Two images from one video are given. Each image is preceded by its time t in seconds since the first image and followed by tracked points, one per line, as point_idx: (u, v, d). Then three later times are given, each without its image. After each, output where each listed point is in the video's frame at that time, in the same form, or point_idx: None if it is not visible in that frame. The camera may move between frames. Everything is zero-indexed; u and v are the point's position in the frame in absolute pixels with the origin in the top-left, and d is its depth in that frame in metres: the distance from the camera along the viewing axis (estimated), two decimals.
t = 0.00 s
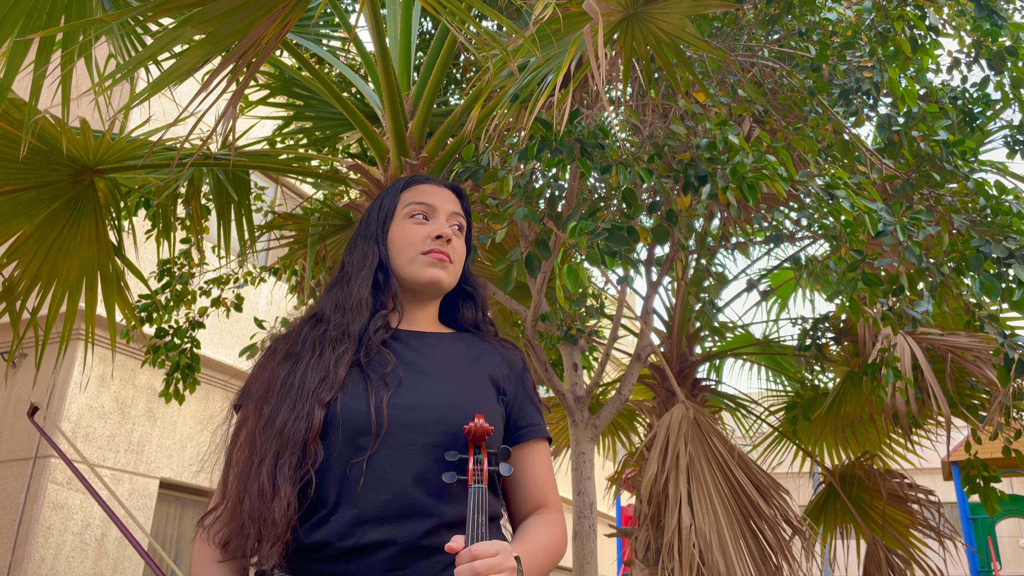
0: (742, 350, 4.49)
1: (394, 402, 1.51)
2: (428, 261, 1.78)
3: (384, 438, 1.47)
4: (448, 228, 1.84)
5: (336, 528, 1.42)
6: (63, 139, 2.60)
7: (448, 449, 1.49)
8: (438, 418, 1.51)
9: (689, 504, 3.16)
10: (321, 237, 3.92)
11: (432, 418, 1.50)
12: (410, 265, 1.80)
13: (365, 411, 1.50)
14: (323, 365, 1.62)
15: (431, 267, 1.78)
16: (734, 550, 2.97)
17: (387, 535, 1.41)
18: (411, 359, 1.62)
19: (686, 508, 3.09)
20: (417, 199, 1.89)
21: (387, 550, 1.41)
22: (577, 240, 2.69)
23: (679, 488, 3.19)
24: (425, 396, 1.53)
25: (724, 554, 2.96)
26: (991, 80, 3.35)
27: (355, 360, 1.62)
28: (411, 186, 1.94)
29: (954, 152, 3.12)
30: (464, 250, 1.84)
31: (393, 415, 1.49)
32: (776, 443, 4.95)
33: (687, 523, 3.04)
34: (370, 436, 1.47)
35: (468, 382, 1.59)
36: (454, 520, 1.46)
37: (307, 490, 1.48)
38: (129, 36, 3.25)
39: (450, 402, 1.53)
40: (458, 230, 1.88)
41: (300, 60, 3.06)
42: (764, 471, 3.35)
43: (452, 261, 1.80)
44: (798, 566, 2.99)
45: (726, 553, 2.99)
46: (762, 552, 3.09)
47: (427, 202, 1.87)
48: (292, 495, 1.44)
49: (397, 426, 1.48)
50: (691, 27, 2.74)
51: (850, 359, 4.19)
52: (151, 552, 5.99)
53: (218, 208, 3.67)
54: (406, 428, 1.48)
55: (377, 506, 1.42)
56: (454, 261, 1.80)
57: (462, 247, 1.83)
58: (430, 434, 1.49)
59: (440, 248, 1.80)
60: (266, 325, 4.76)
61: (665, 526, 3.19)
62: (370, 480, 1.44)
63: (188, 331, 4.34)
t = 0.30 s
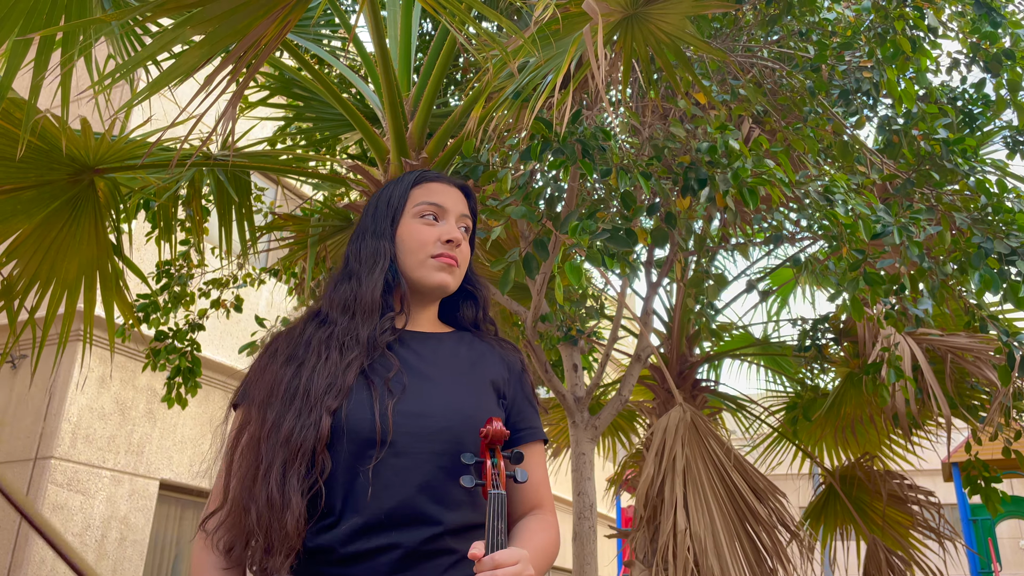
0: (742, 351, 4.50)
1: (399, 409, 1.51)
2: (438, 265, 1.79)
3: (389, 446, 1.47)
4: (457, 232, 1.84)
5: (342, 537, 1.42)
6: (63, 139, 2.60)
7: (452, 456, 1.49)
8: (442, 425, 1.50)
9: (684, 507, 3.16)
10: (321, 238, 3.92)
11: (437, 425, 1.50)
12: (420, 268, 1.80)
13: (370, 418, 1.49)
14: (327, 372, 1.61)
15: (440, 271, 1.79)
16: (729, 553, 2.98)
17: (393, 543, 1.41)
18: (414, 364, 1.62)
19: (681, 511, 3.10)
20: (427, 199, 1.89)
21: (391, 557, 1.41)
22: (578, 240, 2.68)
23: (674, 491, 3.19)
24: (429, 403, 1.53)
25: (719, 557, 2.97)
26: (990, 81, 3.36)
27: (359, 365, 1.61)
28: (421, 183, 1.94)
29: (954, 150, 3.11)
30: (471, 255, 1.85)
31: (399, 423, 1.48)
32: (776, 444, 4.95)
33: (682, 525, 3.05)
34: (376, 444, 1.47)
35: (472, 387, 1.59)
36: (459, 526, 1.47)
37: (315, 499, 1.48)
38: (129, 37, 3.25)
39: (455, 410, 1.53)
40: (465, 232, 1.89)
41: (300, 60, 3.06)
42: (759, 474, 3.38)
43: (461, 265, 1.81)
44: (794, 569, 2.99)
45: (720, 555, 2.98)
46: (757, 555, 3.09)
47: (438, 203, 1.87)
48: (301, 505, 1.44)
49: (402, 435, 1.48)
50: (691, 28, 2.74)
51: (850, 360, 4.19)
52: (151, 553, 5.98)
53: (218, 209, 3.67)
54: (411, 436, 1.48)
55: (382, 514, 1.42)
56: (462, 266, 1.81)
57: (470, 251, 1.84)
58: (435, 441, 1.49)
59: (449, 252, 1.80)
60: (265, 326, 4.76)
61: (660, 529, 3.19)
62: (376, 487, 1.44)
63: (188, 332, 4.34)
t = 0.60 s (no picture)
0: (740, 351, 4.51)
1: (368, 417, 1.51)
2: (377, 255, 1.78)
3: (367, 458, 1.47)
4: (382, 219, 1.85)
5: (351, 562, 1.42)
6: (62, 138, 2.60)
7: (430, 452, 1.49)
8: (412, 422, 1.50)
9: (680, 508, 3.17)
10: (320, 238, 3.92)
11: (408, 424, 1.50)
12: (361, 263, 1.78)
13: (341, 435, 1.50)
14: (294, 396, 1.62)
15: (377, 256, 1.78)
16: (723, 554, 2.99)
17: (394, 548, 1.42)
18: (378, 370, 1.61)
19: (676, 513, 3.10)
20: (345, 196, 1.90)
21: (396, 559, 1.42)
22: (575, 243, 2.70)
23: (669, 492, 3.19)
24: (396, 403, 1.53)
25: (713, 559, 2.98)
26: (988, 81, 3.37)
27: (323, 382, 1.61)
28: (332, 182, 1.95)
29: (950, 153, 3.10)
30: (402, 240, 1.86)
31: (373, 434, 1.48)
32: (773, 443, 4.96)
33: (676, 527, 3.05)
34: (354, 460, 1.47)
35: (437, 375, 1.59)
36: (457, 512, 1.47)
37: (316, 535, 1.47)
38: (128, 36, 3.24)
39: (422, 403, 1.53)
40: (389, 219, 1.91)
41: (299, 60, 3.06)
42: (755, 475, 3.39)
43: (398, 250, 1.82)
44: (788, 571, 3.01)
45: (715, 556, 3.01)
46: (752, 556, 3.10)
47: (356, 197, 1.89)
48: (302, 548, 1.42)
49: (378, 441, 1.48)
50: (689, 27, 2.74)
51: (848, 360, 4.19)
52: (150, 552, 5.99)
53: (217, 209, 3.67)
54: (385, 439, 1.48)
55: (377, 522, 1.43)
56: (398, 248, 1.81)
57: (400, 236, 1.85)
58: (410, 441, 1.49)
59: (384, 240, 1.81)
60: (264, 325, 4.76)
61: (656, 531, 3.19)
62: (364, 501, 1.45)
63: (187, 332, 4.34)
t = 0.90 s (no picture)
0: (738, 350, 4.52)
1: (345, 400, 1.51)
2: (306, 272, 1.79)
3: (341, 439, 1.47)
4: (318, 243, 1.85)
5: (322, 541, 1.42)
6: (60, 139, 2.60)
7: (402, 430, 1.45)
8: (384, 400, 1.48)
9: (679, 508, 3.17)
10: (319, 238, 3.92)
11: (381, 403, 1.48)
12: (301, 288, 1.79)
13: (318, 418, 1.51)
14: (293, 386, 1.65)
15: (314, 271, 1.77)
16: (722, 554, 2.99)
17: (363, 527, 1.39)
18: (360, 355, 1.62)
19: (675, 513, 3.11)
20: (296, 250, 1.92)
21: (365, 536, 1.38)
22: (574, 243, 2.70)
23: (669, 492, 3.20)
24: (372, 383, 1.52)
25: (712, 560, 2.98)
26: (986, 82, 3.37)
27: (316, 373, 1.64)
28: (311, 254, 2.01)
29: (944, 157, 3.09)
30: (339, 246, 1.82)
31: (338, 414, 1.49)
32: (771, 442, 4.97)
33: (675, 528, 3.05)
34: (330, 443, 1.48)
35: (418, 357, 1.57)
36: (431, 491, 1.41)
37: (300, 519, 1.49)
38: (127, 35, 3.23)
39: (396, 383, 1.50)
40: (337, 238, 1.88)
41: (297, 60, 3.06)
42: (754, 475, 3.39)
43: (326, 255, 1.80)
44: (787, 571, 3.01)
45: (714, 556, 3.01)
46: (751, 556, 3.11)
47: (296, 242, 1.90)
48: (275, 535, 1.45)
49: (353, 420, 1.48)
50: (687, 28, 2.75)
51: (845, 360, 4.19)
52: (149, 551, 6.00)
53: (215, 209, 3.67)
54: (359, 418, 1.48)
55: (350, 499, 1.42)
56: (329, 254, 1.80)
57: (331, 243, 1.84)
58: (382, 419, 1.47)
59: (311, 258, 1.81)
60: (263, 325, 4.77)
61: (655, 531, 3.20)
62: (337, 482, 1.44)
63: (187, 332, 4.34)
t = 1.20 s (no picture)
0: (736, 350, 4.52)
1: (386, 382, 1.53)
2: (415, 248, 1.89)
3: (367, 419, 1.49)
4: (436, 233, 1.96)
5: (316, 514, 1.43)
6: (59, 138, 2.60)
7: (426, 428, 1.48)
8: (420, 395, 1.51)
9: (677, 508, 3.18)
10: (319, 236, 3.93)
11: (417, 396, 1.51)
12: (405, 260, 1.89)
13: (354, 390, 1.52)
14: (340, 352, 1.66)
15: (426, 251, 1.86)
16: (721, 553, 2.99)
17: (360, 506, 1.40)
18: (409, 346, 1.64)
19: (674, 513, 3.10)
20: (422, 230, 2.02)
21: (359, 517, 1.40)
22: (572, 240, 2.70)
23: (667, 491, 3.20)
24: (415, 376, 1.54)
25: (711, 559, 2.98)
26: (985, 82, 3.38)
27: (362, 347, 1.65)
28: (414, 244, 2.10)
29: (942, 157, 3.10)
30: (453, 242, 1.92)
31: (378, 393, 1.51)
32: (770, 441, 4.98)
33: (674, 526, 3.05)
34: (355, 415, 1.50)
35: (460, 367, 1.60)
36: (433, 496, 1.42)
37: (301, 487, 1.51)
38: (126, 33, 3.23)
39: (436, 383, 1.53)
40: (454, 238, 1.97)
41: (297, 59, 3.06)
42: (753, 474, 3.40)
43: (438, 245, 1.90)
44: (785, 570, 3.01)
45: (712, 555, 3.01)
46: (749, 555, 3.11)
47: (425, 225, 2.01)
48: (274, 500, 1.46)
49: (386, 404, 1.50)
50: (686, 28, 2.75)
51: (844, 360, 4.20)
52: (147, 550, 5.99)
53: (215, 208, 3.67)
54: (392, 401, 1.50)
55: (357, 479, 1.43)
56: (441, 244, 1.89)
57: (453, 241, 1.93)
58: (411, 411, 1.49)
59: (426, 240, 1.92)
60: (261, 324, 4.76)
61: (653, 530, 3.20)
62: (348, 460, 1.46)
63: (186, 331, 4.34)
